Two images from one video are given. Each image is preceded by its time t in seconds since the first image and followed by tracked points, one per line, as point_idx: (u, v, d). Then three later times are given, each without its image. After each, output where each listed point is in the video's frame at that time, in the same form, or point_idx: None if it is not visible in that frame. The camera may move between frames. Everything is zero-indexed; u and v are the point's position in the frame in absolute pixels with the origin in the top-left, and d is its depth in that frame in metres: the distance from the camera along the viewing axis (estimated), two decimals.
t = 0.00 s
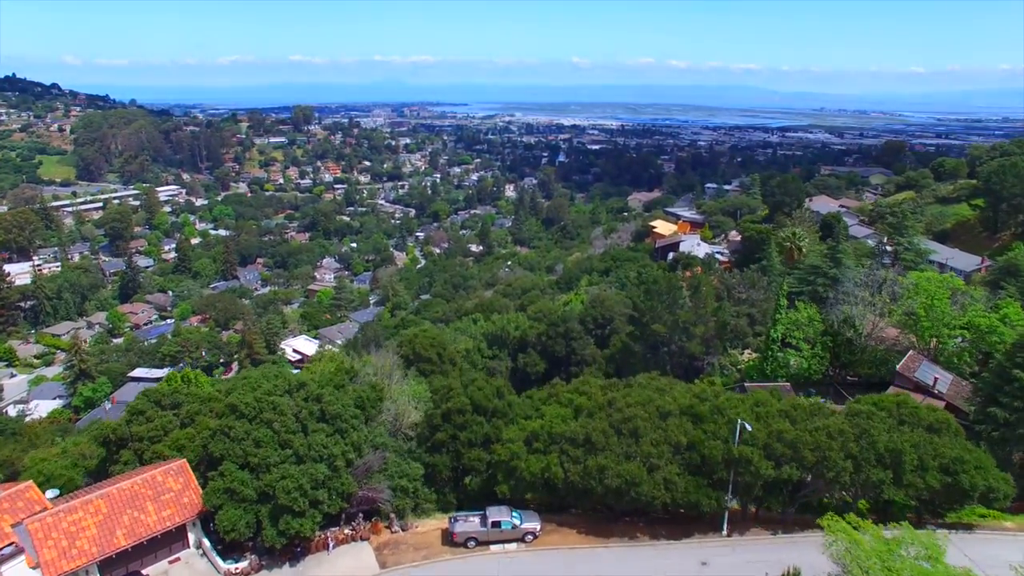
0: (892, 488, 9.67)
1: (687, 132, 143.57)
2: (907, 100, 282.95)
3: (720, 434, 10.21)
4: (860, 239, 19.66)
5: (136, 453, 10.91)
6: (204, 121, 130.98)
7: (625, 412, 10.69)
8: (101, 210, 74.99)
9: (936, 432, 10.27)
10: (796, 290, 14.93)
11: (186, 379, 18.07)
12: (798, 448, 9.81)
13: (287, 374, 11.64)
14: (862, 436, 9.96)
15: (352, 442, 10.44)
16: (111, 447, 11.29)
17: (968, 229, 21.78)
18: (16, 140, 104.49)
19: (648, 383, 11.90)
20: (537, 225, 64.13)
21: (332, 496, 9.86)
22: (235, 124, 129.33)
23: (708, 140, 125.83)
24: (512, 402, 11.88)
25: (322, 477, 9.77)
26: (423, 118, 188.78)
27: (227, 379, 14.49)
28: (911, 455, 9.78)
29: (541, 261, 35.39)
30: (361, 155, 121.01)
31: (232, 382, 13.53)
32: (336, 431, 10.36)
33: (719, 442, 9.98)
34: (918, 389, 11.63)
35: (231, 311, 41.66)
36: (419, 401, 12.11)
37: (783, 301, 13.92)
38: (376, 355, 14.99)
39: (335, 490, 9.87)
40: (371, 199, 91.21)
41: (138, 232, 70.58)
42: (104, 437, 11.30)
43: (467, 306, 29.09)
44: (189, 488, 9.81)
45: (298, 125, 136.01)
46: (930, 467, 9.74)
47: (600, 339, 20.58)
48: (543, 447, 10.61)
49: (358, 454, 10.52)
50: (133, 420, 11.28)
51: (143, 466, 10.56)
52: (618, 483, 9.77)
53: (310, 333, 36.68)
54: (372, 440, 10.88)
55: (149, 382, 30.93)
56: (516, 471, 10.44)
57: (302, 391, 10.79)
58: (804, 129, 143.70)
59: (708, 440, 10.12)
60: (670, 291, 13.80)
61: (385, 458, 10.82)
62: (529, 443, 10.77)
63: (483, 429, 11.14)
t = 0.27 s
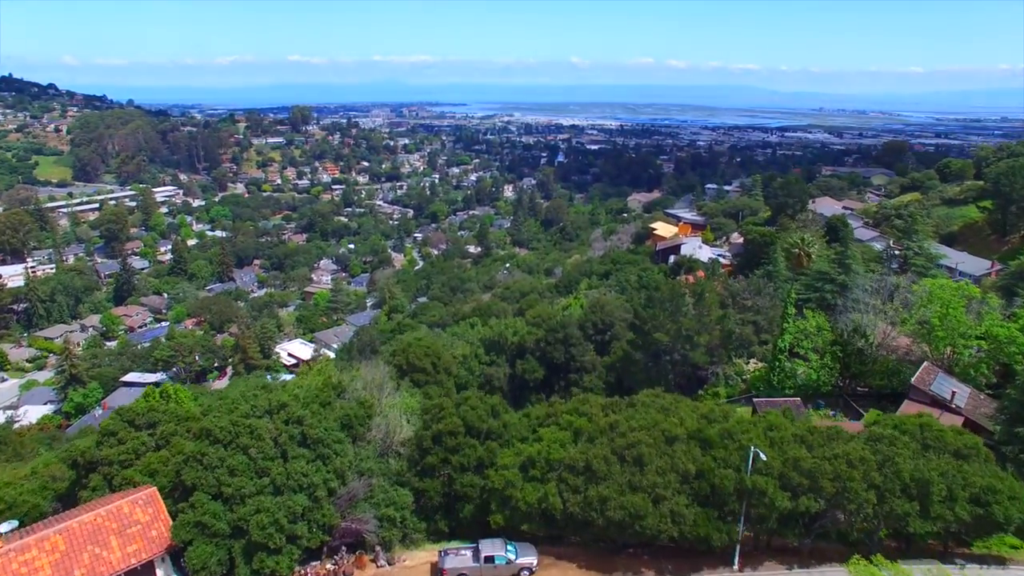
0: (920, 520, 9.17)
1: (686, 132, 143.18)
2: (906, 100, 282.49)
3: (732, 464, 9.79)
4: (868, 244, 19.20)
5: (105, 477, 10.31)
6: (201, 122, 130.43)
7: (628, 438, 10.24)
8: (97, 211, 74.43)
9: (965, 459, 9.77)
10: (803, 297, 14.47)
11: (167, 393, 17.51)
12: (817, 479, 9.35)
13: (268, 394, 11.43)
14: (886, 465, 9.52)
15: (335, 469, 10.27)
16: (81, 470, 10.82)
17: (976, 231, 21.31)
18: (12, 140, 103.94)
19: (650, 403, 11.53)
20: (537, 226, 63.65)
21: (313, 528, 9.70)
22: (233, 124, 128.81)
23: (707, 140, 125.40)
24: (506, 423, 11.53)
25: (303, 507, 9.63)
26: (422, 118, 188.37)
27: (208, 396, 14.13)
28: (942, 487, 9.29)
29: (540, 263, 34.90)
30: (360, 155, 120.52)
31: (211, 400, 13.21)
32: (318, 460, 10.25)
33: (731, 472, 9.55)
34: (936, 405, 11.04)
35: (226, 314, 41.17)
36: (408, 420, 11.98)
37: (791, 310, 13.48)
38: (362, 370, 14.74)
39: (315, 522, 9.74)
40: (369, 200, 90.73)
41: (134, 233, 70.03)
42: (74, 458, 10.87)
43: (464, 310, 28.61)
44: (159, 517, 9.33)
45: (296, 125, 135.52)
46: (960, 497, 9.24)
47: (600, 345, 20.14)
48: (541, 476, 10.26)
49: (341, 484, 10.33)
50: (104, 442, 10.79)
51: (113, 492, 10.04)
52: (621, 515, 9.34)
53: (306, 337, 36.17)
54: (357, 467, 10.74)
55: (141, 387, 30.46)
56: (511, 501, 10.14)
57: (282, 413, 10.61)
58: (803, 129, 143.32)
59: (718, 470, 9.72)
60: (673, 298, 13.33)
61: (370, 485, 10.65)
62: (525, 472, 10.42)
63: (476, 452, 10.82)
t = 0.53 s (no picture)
0: (955, 560, 8.68)
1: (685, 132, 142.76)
2: (905, 99, 282.10)
3: (746, 497, 9.36)
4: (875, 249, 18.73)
5: (67, 506, 9.97)
6: (198, 122, 129.79)
7: (632, 468, 9.84)
8: (92, 212, 73.83)
9: (1000, 491, 9.29)
10: (811, 305, 13.98)
11: (141, 414, 16.96)
12: (839, 514, 8.90)
13: (246, 418, 11.25)
14: (916, 500, 9.07)
15: (314, 501, 9.99)
16: (42, 499, 10.45)
17: (985, 233, 20.82)
18: (7, 141, 103.36)
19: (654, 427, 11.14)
20: (535, 227, 63.17)
21: (288, 568, 9.31)
22: (230, 124, 128.24)
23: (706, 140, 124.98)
24: (500, 448, 11.22)
25: (279, 545, 9.35)
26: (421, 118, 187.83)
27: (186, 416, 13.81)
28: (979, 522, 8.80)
29: (538, 265, 34.39)
30: (357, 155, 119.94)
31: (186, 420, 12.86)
32: (295, 491, 9.98)
33: (744, 507, 9.15)
34: (953, 422, 10.48)
35: (220, 317, 40.66)
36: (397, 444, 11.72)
37: (799, 319, 12.98)
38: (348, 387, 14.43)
39: (291, 557, 9.35)
40: (366, 200, 90.22)
41: (129, 234, 69.42)
42: (35, 487, 10.49)
43: (461, 313, 28.12)
44: (118, 555, 8.97)
45: (294, 125, 134.98)
46: (996, 535, 8.79)
47: (599, 352, 19.61)
48: (539, 509, 9.95)
49: (321, 516, 10.03)
50: (67, 468, 10.49)
51: (74, 525, 9.60)
52: (625, 554, 8.96)
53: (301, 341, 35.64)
54: (338, 498, 10.48)
55: (133, 393, 29.93)
56: (504, 536, 9.85)
57: (259, 438, 10.53)
58: (802, 128, 142.83)
59: (728, 503, 9.31)
60: (677, 307, 12.92)
61: (353, 519, 10.37)
62: (519, 504, 10.14)
63: (467, 480, 10.54)
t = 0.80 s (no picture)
0: None
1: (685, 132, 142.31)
2: (904, 99, 281.76)
3: (759, 541, 8.69)
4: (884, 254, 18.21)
5: (20, 540, 10.75)
6: (195, 122, 129.20)
7: (637, 506, 9.36)
8: (88, 212, 73.27)
9: None
10: (820, 314, 13.47)
11: (112, 434, 16.41)
12: (867, 562, 7.98)
13: (218, 448, 11.87)
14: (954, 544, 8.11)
15: (287, 541, 10.55)
16: None
17: (994, 236, 20.29)
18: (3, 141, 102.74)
19: (658, 453, 10.84)
20: (534, 227, 62.64)
21: None
22: (228, 125, 127.63)
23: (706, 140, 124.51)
24: (494, 477, 11.53)
25: None
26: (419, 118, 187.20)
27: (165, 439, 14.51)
28: None
29: (537, 268, 33.88)
30: (355, 156, 119.36)
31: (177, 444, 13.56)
32: (266, 531, 10.58)
33: (762, 552, 8.37)
34: (974, 441, 9.88)
35: (214, 320, 40.11)
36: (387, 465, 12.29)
37: (807, 329, 12.48)
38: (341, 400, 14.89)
39: None
40: (364, 201, 89.65)
41: (125, 236, 68.86)
42: None
43: (458, 318, 27.60)
44: None
45: (292, 125, 134.34)
46: None
47: (599, 359, 19.10)
48: (538, 547, 9.77)
49: (298, 555, 10.60)
50: (23, 500, 11.39)
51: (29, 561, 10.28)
52: None
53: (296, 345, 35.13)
54: (317, 536, 11.01)
55: (124, 399, 29.46)
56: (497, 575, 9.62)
57: (231, 469, 11.12)
58: (802, 128, 142.42)
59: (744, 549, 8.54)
60: (681, 317, 12.50)
61: (332, 557, 10.94)
62: (515, 539, 10.08)
63: (457, 513, 10.83)
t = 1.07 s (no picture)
0: None
1: (684, 132, 141.87)
2: (903, 99, 281.31)
3: None
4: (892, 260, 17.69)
5: None
6: (192, 122, 128.51)
7: (643, 554, 8.17)
8: (83, 213, 72.61)
9: None
10: (831, 322, 12.86)
11: (78, 458, 15.83)
12: None
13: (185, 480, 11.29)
14: None
15: None
16: None
17: (1004, 239, 19.80)
18: None
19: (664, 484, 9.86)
20: (532, 229, 62.14)
21: None
22: (225, 125, 127.00)
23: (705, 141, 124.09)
24: (485, 509, 10.45)
25: None
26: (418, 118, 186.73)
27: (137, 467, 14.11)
28: None
29: (535, 271, 33.33)
30: (354, 156, 118.78)
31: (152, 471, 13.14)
32: None
33: None
34: (999, 460, 9.33)
35: (208, 323, 39.52)
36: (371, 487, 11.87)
37: (819, 338, 11.86)
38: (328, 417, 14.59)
39: None
40: (362, 202, 89.08)
41: (119, 237, 68.20)
42: None
43: (455, 322, 27.05)
44: None
45: (289, 125, 133.74)
46: None
47: (598, 367, 18.56)
48: None
49: None
50: None
51: None
52: None
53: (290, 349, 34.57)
54: None
55: (114, 404, 28.88)
56: None
57: (196, 508, 10.57)
58: (801, 128, 142.07)
59: None
60: (685, 326, 11.95)
61: None
62: None
63: (444, 553, 9.65)
